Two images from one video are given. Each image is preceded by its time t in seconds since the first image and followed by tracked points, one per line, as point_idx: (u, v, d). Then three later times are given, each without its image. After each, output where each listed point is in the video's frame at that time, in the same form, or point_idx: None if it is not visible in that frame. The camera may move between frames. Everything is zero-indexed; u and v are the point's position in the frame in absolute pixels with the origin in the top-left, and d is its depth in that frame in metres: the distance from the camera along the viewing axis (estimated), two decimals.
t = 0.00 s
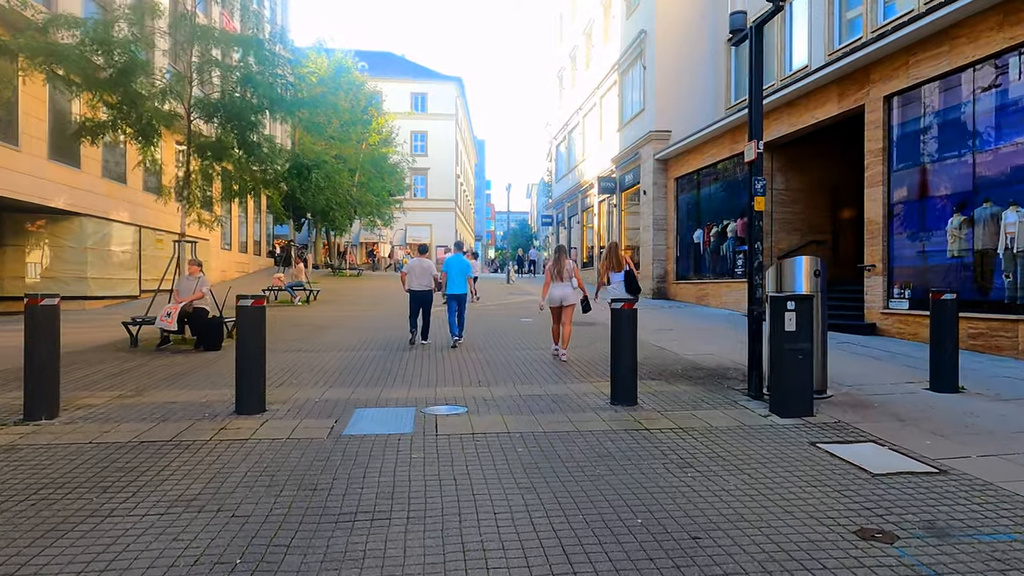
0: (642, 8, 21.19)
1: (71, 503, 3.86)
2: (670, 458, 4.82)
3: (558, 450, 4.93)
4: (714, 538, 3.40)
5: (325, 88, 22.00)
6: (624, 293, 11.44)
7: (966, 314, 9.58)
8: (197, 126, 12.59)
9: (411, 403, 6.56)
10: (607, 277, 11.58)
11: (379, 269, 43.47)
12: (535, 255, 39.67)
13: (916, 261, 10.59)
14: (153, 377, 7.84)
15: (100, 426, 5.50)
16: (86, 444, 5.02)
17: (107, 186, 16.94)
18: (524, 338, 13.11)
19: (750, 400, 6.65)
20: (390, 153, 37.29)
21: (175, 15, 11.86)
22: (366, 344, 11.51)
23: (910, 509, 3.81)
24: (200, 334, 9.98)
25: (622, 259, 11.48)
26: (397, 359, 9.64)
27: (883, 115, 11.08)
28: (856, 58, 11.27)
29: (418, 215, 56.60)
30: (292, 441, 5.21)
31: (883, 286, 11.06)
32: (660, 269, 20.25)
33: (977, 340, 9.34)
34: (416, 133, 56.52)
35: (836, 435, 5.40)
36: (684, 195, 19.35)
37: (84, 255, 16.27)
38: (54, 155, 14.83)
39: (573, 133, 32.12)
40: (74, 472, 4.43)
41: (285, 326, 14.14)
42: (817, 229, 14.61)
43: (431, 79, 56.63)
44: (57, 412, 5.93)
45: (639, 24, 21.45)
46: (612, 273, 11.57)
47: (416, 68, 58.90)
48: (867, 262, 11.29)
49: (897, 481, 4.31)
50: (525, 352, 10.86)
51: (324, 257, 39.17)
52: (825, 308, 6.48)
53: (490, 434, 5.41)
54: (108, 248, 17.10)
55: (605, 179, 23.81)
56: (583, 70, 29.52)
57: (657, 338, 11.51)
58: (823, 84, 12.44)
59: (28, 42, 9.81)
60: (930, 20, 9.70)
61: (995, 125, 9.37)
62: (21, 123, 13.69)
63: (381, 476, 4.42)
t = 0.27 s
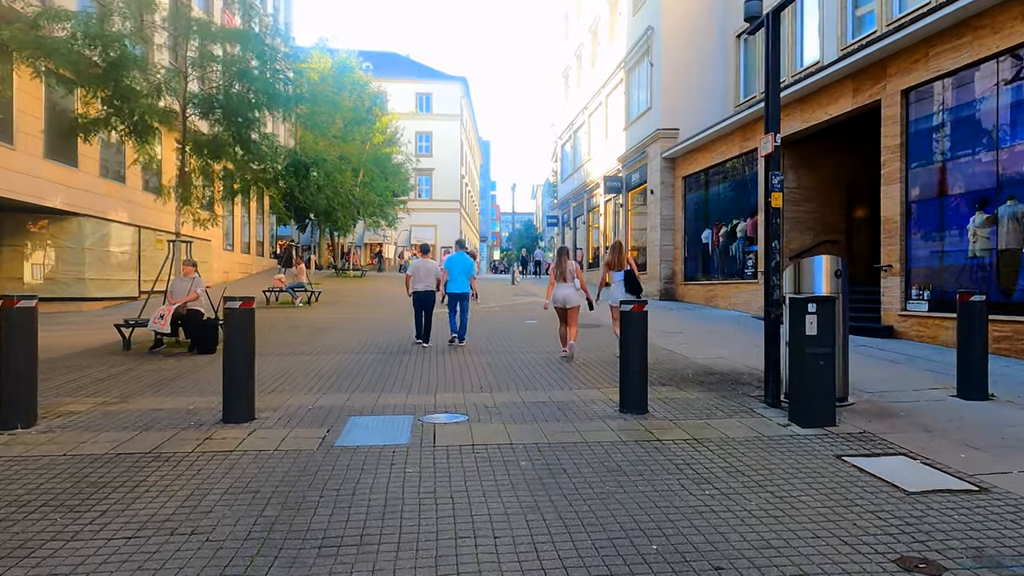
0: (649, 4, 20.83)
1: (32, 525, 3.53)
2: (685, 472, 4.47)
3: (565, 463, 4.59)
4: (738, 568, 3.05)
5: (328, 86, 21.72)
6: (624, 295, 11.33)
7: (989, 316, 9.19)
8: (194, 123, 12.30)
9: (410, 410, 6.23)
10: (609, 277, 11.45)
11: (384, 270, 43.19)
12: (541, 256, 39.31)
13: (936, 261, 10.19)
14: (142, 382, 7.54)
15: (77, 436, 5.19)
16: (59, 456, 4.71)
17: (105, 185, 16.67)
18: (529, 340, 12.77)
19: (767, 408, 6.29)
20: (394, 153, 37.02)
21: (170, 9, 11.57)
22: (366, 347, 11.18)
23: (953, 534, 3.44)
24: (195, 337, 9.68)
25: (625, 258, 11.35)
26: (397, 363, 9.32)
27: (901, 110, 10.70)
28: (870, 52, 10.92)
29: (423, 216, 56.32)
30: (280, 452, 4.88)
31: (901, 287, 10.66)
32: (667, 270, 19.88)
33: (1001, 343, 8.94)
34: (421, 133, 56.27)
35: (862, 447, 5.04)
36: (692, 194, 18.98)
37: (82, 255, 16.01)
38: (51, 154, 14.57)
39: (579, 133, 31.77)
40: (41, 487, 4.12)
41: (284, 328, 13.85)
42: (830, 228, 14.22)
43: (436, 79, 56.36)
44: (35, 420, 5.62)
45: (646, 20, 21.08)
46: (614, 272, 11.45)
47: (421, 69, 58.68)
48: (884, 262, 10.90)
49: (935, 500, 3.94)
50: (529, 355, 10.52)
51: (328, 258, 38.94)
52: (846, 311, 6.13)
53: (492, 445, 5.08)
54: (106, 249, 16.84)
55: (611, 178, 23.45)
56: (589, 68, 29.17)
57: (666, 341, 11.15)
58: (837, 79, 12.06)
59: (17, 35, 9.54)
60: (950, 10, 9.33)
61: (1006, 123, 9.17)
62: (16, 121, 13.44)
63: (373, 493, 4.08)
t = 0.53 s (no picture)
0: (658, 8, 20.52)
1: None
2: (707, 501, 4.09)
3: (575, 491, 4.23)
4: None
5: (332, 92, 21.48)
6: (631, 302, 11.07)
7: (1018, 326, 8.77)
8: (192, 128, 12.03)
9: (409, 428, 5.88)
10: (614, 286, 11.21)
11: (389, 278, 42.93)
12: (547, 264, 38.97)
13: (960, 269, 9.77)
14: (132, 396, 7.21)
15: (53, 458, 4.85)
16: (30, 482, 4.37)
17: (105, 192, 16.44)
18: (536, 350, 12.40)
19: (790, 427, 5.92)
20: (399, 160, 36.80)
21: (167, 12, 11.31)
22: (368, 358, 10.84)
23: None
24: (190, 348, 9.36)
25: (630, 268, 11.07)
26: (399, 376, 8.97)
27: (922, 113, 10.32)
28: (889, 53, 10.53)
29: (429, 223, 56.08)
30: (268, 477, 4.52)
31: (923, 296, 10.24)
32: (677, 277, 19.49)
33: None
34: (427, 140, 56.09)
35: (897, 472, 4.66)
36: (702, 201, 18.60)
37: (81, 263, 15.75)
38: (48, 160, 14.34)
39: (586, 139, 31.46)
40: (7, 517, 3.79)
41: (286, 337, 13.53)
42: (846, 235, 13.81)
43: (443, 86, 56.24)
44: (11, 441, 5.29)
45: (655, 25, 20.78)
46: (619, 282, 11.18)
47: (427, 76, 58.60)
48: (904, 270, 10.49)
49: (988, 537, 3.55)
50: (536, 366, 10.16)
51: (333, 265, 38.69)
52: (874, 323, 5.75)
53: (496, 469, 4.72)
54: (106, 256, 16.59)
55: (619, 185, 23.11)
56: (597, 74, 28.89)
57: (678, 352, 10.76)
58: (853, 81, 11.69)
59: (9, 38, 9.29)
60: (973, 9, 8.96)
61: (1018, 130, 9.00)
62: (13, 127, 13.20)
63: (366, 527, 3.72)
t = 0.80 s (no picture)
0: (666, 10, 20.20)
1: None
2: (733, 526, 3.69)
3: (587, 513, 3.85)
4: None
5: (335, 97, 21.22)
6: (634, 308, 11.08)
7: None
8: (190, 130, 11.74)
9: (407, 442, 5.50)
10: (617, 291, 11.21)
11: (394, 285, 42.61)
12: (554, 271, 38.58)
13: (986, 274, 9.33)
14: (118, 405, 6.87)
15: (22, 475, 4.50)
16: None
17: (104, 197, 16.19)
18: (542, 358, 12.01)
19: (816, 440, 5.52)
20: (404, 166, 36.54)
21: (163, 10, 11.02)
22: (367, 367, 10.47)
23: None
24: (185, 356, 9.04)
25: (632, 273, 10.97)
26: (401, 385, 8.59)
27: (943, 111, 9.92)
28: (908, 50, 10.16)
29: (434, 230, 55.79)
30: (251, 496, 4.15)
31: (946, 302, 9.81)
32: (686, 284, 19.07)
33: None
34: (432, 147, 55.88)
35: (939, 493, 4.25)
36: (712, 205, 18.20)
37: (80, 269, 15.48)
38: (46, 164, 14.10)
39: (593, 144, 31.15)
40: None
41: (286, 345, 13.19)
42: (862, 240, 13.39)
43: (449, 93, 56.13)
44: None
45: (663, 27, 20.45)
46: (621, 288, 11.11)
47: (432, 83, 58.48)
48: (926, 274, 10.07)
49: None
50: (543, 374, 9.76)
51: (338, 272, 38.40)
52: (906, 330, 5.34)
53: (500, 487, 4.33)
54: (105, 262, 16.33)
55: (627, 190, 22.73)
56: (604, 79, 28.59)
57: (690, 360, 10.34)
58: (871, 80, 11.32)
59: None
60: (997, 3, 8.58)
61: None
62: (10, 129, 12.96)
63: (353, 555, 3.34)
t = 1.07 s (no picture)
0: (674, 14, 19.89)
1: None
2: (764, 567, 3.32)
3: (601, 551, 3.49)
4: None
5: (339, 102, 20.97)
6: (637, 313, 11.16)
7: None
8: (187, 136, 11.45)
9: (406, 464, 5.15)
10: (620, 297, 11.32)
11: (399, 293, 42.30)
12: (560, 279, 38.19)
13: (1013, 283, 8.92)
14: (104, 422, 6.54)
15: None
16: None
17: (104, 204, 15.94)
18: (549, 370, 11.65)
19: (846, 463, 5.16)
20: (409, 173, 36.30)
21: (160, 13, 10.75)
22: (368, 378, 10.15)
23: None
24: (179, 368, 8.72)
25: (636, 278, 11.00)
26: (404, 398, 8.25)
27: (967, 113, 9.54)
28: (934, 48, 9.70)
29: (440, 238, 55.51)
30: (234, 529, 3.80)
31: (972, 312, 9.40)
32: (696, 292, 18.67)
33: None
34: (438, 154, 55.67)
35: (989, 527, 3.86)
36: (722, 212, 17.83)
37: (78, 278, 15.21)
38: (44, 171, 13.85)
39: (599, 151, 30.83)
40: None
41: (286, 355, 12.86)
42: (879, 248, 13.00)
43: (455, 100, 55.96)
44: None
45: (671, 32, 20.13)
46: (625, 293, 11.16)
47: (438, 90, 58.35)
48: (950, 283, 9.66)
49: None
50: (551, 387, 9.39)
51: (342, 280, 38.10)
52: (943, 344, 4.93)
53: (506, 518, 3.99)
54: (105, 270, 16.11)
55: (634, 196, 22.38)
56: (610, 85, 28.29)
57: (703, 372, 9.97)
58: (889, 83, 10.97)
59: None
60: None
61: None
62: (7, 136, 12.72)
63: None
